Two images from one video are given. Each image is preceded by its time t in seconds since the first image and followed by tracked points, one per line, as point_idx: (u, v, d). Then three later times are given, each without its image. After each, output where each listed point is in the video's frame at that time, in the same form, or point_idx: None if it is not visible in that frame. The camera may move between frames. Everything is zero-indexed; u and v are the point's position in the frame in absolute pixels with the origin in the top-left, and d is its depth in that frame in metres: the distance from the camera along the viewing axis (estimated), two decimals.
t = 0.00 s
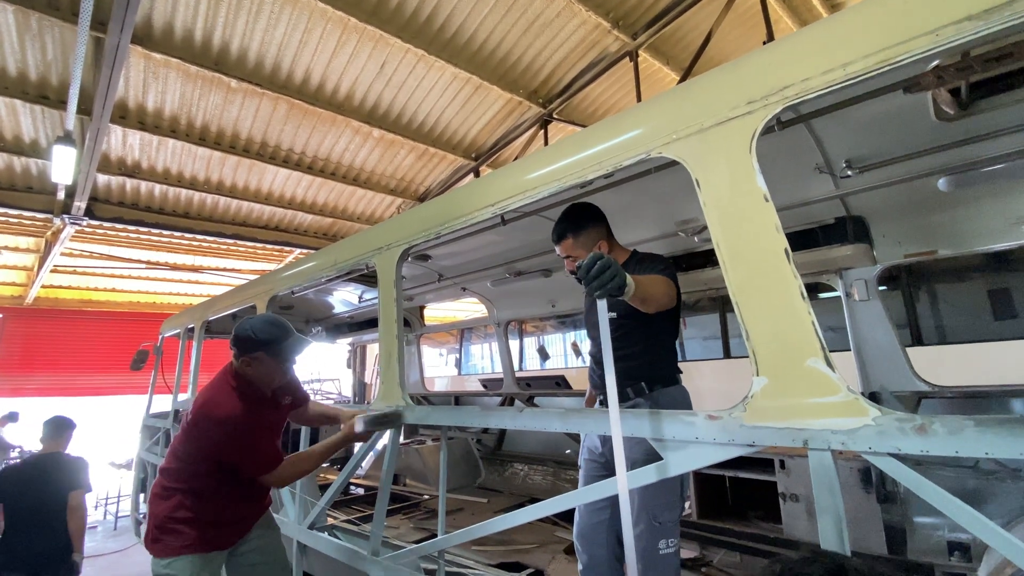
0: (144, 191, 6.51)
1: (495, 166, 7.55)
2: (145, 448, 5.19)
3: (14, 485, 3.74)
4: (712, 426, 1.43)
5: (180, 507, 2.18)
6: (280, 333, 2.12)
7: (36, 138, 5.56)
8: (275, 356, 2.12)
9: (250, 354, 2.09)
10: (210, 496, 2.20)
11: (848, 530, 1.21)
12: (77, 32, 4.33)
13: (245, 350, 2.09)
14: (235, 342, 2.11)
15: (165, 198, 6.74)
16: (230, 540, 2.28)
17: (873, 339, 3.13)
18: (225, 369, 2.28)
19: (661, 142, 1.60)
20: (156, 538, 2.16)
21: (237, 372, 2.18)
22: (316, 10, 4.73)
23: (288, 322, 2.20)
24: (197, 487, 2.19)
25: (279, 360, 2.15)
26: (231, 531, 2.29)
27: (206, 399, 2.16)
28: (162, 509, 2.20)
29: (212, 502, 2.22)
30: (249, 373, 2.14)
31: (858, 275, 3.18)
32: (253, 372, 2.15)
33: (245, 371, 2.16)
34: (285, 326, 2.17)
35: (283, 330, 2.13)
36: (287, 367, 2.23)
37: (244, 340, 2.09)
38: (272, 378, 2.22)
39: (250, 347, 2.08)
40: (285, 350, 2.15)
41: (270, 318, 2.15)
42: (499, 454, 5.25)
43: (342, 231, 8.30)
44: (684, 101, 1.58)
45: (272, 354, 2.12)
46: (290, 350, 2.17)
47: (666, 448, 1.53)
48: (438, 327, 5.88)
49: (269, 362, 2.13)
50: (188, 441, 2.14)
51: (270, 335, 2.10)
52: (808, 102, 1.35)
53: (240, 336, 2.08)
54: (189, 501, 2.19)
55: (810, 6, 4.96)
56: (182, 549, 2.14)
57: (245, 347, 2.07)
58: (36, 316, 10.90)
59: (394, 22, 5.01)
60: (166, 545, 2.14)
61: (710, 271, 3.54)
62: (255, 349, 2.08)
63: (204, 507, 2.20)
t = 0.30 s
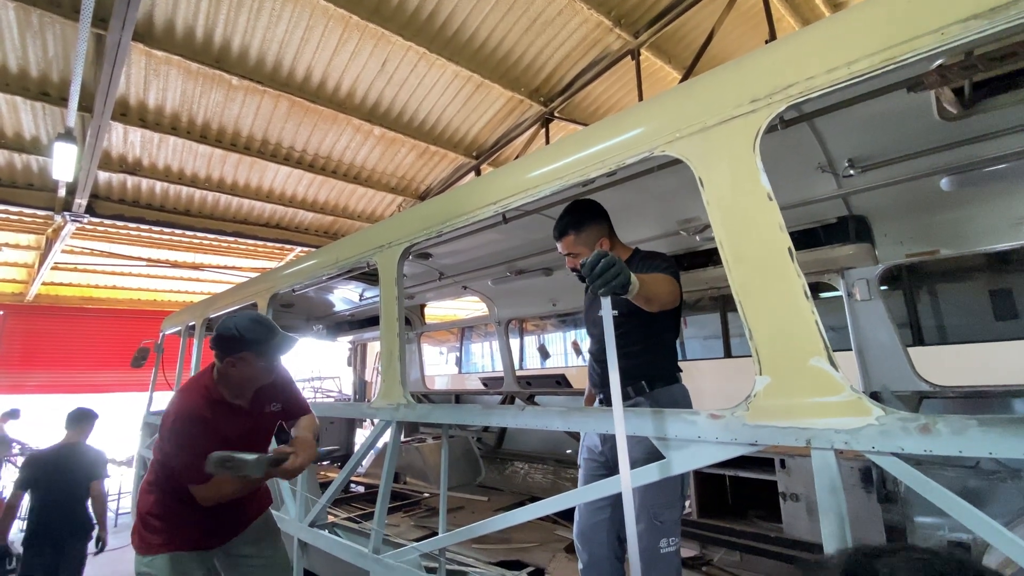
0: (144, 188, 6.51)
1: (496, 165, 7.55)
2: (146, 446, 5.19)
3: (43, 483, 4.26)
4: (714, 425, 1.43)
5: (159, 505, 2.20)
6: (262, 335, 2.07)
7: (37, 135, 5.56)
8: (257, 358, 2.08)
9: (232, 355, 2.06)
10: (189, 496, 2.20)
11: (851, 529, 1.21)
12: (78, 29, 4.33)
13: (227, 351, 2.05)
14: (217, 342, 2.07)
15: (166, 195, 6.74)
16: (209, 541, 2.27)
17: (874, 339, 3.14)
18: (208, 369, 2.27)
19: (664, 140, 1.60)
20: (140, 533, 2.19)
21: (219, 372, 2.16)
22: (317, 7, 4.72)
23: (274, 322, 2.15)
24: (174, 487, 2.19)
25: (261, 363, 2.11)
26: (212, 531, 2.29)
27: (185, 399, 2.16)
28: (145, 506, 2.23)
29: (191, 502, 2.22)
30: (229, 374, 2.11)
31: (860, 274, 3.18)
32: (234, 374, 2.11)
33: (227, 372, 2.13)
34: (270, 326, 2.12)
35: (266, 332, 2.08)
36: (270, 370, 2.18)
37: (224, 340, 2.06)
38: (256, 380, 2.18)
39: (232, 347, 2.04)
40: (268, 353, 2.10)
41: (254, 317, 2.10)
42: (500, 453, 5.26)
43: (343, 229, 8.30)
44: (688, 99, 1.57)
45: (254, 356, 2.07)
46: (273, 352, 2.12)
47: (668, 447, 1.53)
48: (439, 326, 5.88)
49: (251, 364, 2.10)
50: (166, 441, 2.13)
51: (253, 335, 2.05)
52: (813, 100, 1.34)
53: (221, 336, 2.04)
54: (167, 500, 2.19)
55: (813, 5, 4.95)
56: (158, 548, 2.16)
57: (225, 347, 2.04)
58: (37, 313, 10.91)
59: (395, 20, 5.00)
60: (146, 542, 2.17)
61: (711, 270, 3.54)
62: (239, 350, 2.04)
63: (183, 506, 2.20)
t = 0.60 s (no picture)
0: (145, 186, 6.50)
1: (496, 164, 7.55)
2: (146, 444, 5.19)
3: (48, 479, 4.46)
4: (715, 424, 1.43)
5: (162, 499, 2.25)
6: (261, 334, 2.07)
7: (37, 132, 5.55)
8: (255, 358, 2.08)
9: (230, 354, 2.06)
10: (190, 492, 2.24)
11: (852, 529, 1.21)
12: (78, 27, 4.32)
13: (226, 349, 2.06)
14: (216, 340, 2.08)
15: (166, 194, 6.73)
16: (208, 540, 2.28)
17: (874, 340, 3.14)
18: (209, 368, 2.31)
19: (666, 140, 1.60)
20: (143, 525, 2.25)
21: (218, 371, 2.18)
22: (318, 6, 4.71)
23: (273, 322, 2.15)
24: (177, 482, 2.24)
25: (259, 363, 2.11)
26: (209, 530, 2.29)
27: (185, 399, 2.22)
28: (149, 500, 2.29)
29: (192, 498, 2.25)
30: (226, 373, 2.13)
31: (861, 275, 3.18)
32: (232, 372, 2.12)
33: (226, 371, 2.14)
34: (269, 326, 2.12)
35: (264, 332, 2.08)
36: (266, 370, 2.18)
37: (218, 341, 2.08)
38: (254, 379, 2.19)
39: (228, 348, 2.05)
40: (266, 353, 2.09)
41: (255, 316, 2.10)
42: (500, 452, 5.26)
43: (343, 228, 8.30)
44: (691, 98, 1.57)
45: (250, 357, 2.08)
46: (269, 352, 2.11)
47: (669, 447, 1.54)
48: (439, 325, 5.89)
49: (249, 363, 2.10)
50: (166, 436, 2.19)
51: (252, 334, 2.05)
52: (815, 100, 1.34)
53: (219, 334, 2.05)
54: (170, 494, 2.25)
55: (815, 5, 4.94)
56: (158, 542, 2.20)
57: (220, 347, 2.06)
58: (37, 311, 10.91)
59: (396, 19, 5.00)
60: (148, 535, 2.23)
61: (712, 270, 3.54)
62: (239, 349, 2.05)
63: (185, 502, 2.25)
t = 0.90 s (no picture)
0: (143, 185, 6.49)
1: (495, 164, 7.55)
2: (144, 442, 5.18)
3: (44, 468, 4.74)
4: (714, 424, 1.43)
5: (185, 501, 2.19)
6: (285, 333, 2.12)
7: (35, 130, 5.54)
8: (279, 355, 2.12)
9: (256, 353, 2.09)
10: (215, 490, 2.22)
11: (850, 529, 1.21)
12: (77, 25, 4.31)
13: (250, 349, 2.09)
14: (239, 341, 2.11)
15: (165, 192, 6.72)
16: (233, 535, 2.29)
17: (872, 340, 3.14)
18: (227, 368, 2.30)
19: (666, 140, 1.60)
20: (161, 532, 2.18)
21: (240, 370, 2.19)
22: (318, 5, 4.71)
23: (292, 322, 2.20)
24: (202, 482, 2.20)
25: (283, 361, 2.15)
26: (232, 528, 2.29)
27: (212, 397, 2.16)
28: (167, 504, 2.21)
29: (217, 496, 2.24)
30: (252, 371, 2.15)
31: (859, 275, 3.17)
32: (255, 371, 2.15)
33: (248, 371, 2.17)
34: (290, 326, 2.17)
35: (288, 330, 2.13)
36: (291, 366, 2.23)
37: (249, 339, 2.09)
38: (275, 379, 2.23)
39: (256, 345, 2.07)
40: (289, 352, 2.14)
41: (274, 317, 2.15)
42: (498, 451, 5.26)
43: (342, 227, 8.29)
44: (691, 98, 1.57)
45: (276, 354, 2.12)
46: (296, 348, 2.16)
47: (667, 447, 1.54)
48: (438, 325, 5.88)
49: (272, 362, 2.13)
50: (189, 438, 2.17)
51: (275, 334, 2.09)
52: (815, 101, 1.34)
53: (244, 335, 2.08)
54: (194, 494, 2.20)
55: (814, 6, 4.95)
56: (185, 545, 2.14)
57: (249, 345, 2.08)
58: (34, 309, 10.88)
59: (396, 18, 5.00)
60: (171, 540, 2.15)
61: (711, 271, 3.54)
62: (261, 349, 2.08)
63: (209, 500, 2.22)
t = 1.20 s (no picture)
0: (141, 183, 6.48)
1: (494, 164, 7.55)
2: (142, 441, 5.17)
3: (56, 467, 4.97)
4: (713, 424, 1.43)
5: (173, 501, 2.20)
6: (278, 335, 2.10)
7: (33, 128, 5.53)
8: (272, 358, 2.11)
9: (248, 355, 2.08)
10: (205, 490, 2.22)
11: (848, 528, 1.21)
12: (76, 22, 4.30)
13: (242, 351, 2.07)
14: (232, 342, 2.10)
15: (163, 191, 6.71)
16: (223, 537, 2.29)
17: (870, 340, 3.14)
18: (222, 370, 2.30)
19: (665, 140, 1.60)
20: (150, 531, 2.19)
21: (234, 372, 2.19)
22: (317, 3, 4.70)
23: (286, 323, 2.18)
24: (191, 481, 2.21)
25: (276, 363, 2.13)
26: (222, 530, 2.29)
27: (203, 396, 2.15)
28: (157, 503, 2.22)
29: (207, 497, 2.24)
30: (244, 373, 2.13)
31: (858, 275, 3.16)
32: (249, 374, 2.14)
33: (242, 373, 2.16)
34: (283, 327, 2.16)
35: (281, 332, 2.12)
36: (284, 369, 2.21)
37: (241, 341, 2.08)
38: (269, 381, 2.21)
39: (247, 348, 2.06)
40: (282, 354, 2.13)
41: (267, 318, 2.14)
42: (497, 451, 5.27)
43: (341, 226, 8.29)
44: (690, 98, 1.57)
45: (268, 357, 2.10)
46: (287, 351, 2.15)
47: (665, 447, 1.54)
48: (437, 324, 5.88)
49: (265, 364, 2.12)
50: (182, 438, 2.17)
51: (266, 335, 2.08)
52: (814, 101, 1.35)
53: (237, 336, 2.07)
54: (183, 495, 2.21)
55: (813, 7, 4.95)
56: (172, 546, 2.15)
57: (241, 347, 2.07)
58: (32, 308, 10.86)
59: (395, 17, 4.99)
60: (158, 540, 2.16)
61: (710, 271, 3.54)
62: (253, 351, 2.07)
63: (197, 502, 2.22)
